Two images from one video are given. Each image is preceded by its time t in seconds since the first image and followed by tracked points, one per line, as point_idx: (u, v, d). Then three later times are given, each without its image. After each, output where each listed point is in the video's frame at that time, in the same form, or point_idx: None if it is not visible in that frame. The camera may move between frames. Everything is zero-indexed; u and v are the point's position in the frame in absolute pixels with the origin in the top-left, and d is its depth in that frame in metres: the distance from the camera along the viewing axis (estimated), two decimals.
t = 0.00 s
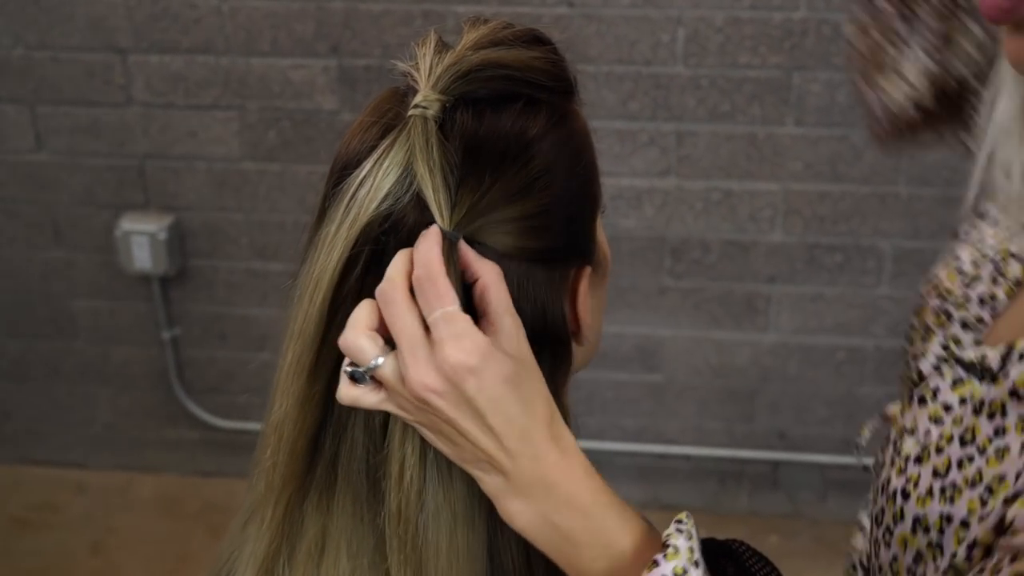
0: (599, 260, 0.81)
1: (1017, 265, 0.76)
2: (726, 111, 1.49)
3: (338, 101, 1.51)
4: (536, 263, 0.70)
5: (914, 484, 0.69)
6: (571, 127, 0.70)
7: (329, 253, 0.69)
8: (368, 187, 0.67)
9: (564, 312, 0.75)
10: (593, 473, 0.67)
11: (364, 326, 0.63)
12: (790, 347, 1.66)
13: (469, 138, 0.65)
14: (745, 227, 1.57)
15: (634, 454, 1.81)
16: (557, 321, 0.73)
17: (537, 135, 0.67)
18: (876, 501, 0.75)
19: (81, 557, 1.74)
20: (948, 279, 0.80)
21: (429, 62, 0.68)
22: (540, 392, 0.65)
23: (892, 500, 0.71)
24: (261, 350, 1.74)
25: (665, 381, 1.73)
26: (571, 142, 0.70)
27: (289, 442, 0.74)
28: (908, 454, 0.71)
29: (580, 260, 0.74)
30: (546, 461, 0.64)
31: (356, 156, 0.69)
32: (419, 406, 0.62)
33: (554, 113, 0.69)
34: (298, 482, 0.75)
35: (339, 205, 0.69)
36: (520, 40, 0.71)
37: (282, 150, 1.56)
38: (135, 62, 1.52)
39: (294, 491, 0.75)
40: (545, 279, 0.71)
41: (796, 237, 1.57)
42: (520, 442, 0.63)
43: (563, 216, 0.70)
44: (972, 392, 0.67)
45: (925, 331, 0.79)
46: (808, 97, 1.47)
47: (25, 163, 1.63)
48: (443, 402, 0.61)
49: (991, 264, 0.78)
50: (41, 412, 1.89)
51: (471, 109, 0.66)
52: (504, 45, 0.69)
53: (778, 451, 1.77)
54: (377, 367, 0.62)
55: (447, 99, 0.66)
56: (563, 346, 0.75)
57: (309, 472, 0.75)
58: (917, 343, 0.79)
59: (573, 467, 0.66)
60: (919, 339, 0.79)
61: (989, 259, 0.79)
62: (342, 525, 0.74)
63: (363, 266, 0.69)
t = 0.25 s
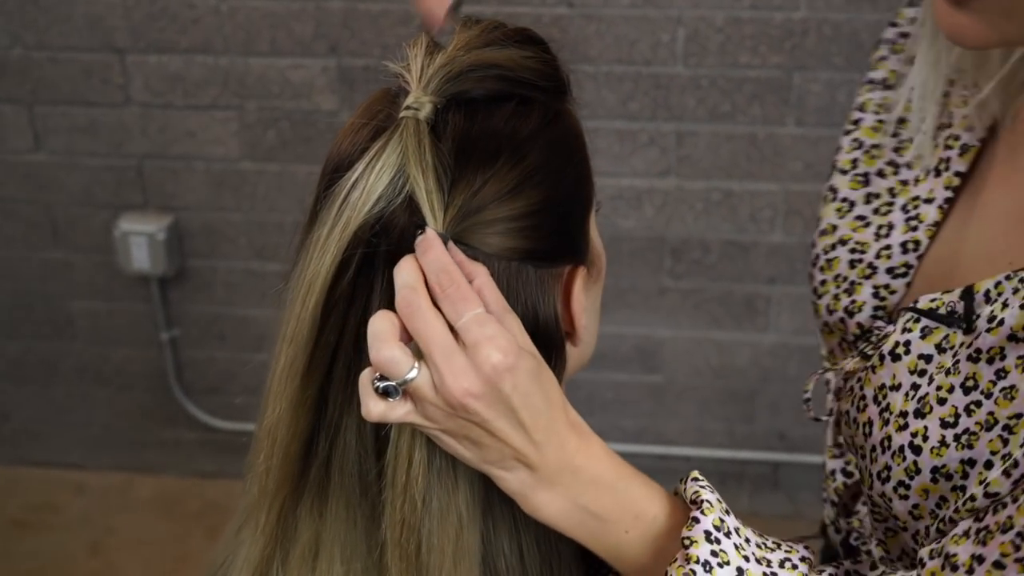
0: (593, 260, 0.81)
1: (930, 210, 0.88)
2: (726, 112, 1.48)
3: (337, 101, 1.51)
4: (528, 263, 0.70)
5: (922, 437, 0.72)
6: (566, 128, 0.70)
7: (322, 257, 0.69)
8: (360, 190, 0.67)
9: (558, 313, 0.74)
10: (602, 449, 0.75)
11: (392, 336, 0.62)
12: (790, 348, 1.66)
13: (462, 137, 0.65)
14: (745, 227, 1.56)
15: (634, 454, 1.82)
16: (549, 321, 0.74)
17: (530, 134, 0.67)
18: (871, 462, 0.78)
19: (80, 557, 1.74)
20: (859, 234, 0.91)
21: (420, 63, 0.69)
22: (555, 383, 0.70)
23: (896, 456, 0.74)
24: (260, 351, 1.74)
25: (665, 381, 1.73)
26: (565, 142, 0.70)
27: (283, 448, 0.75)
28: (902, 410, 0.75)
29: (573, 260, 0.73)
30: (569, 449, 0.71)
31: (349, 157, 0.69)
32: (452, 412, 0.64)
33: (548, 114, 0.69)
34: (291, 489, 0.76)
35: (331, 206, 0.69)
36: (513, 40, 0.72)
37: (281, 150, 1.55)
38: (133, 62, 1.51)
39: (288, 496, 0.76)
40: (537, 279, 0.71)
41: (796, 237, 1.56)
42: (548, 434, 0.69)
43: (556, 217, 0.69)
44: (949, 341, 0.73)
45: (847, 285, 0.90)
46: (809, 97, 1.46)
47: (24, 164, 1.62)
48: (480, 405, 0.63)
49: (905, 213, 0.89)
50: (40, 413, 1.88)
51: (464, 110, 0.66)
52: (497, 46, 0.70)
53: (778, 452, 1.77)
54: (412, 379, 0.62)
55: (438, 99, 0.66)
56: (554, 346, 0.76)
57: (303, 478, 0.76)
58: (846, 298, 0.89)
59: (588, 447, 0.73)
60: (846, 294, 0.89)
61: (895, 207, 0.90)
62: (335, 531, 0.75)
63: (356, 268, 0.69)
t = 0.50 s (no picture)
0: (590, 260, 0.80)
1: (895, 218, 0.87)
2: (728, 112, 1.48)
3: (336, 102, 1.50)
4: (525, 264, 0.69)
5: (930, 444, 0.71)
6: (560, 128, 0.70)
7: (316, 260, 0.69)
8: (354, 192, 0.66)
9: (553, 314, 0.74)
10: (602, 450, 0.75)
11: (392, 335, 0.60)
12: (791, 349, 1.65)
13: (457, 138, 0.65)
14: (747, 228, 1.56)
15: (636, 456, 1.82)
16: (545, 322, 0.73)
17: (524, 134, 0.67)
18: (870, 472, 0.77)
19: (78, 558, 1.74)
20: (818, 245, 0.89)
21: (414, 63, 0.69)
22: (554, 382, 0.69)
23: (900, 465, 0.73)
24: (260, 352, 1.73)
25: (666, 382, 1.73)
26: (559, 141, 0.70)
27: (276, 454, 0.75)
28: (904, 420, 0.73)
29: (570, 261, 0.73)
30: (569, 449, 0.71)
31: (342, 158, 0.69)
32: (453, 413, 0.63)
33: (542, 114, 0.69)
34: (284, 495, 0.77)
35: (325, 208, 0.69)
36: (506, 39, 0.74)
37: (280, 150, 1.55)
38: (132, 62, 1.50)
39: (282, 500, 0.77)
40: (534, 280, 0.70)
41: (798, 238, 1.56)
42: (549, 434, 0.68)
43: (554, 216, 0.69)
44: (944, 347, 0.72)
45: (815, 296, 0.88)
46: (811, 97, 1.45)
47: (22, 164, 1.61)
48: (481, 403, 0.63)
49: (867, 223, 0.87)
50: (39, 415, 1.87)
51: (459, 109, 0.66)
52: (491, 47, 0.72)
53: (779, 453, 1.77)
54: (413, 380, 0.61)
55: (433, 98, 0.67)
56: (549, 347, 0.75)
57: (297, 482, 0.77)
58: (815, 311, 0.88)
59: (588, 446, 0.73)
60: (812, 307, 0.88)
61: (852, 217, 0.88)
62: (325, 538, 0.76)
63: (349, 272, 0.68)
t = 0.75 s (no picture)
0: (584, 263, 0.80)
1: (861, 204, 0.87)
2: (726, 113, 1.47)
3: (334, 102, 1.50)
4: (519, 267, 0.69)
5: (911, 422, 0.72)
6: (552, 130, 0.71)
7: (308, 264, 0.70)
8: (348, 199, 0.68)
9: (547, 317, 0.74)
10: (602, 447, 0.75)
11: (398, 345, 0.60)
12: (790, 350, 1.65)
13: (452, 141, 0.66)
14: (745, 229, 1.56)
15: (633, 457, 1.82)
16: (538, 326, 0.73)
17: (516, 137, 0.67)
18: (852, 453, 0.77)
19: (74, 560, 1.74)
20: (786, 234, 0.88)
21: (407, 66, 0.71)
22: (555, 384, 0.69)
23: (883, 445, 0.74)
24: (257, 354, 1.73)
25: (664, 383, 1.73)
26: (553, 144, 0.70)
27: (267, 459, 0.75)
28: (884, 400, 0.74)
29: (565, 264, 0.73)
30: (571, 449, 0.71)
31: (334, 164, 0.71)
32: (459, 419, 0.63)
33: (535, 116, 0.70)
34: (276, 501, 0.77)
35: (317, 213, 0.70)
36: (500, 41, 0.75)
37: (278, 151, 1.54)
38: (129, 63, 1.50)
39: (273, 506, 0.77)
40: (528, 284, 0.70)
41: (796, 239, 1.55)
42: (552, 436, 0.68)
43: (548, 219, 0.69)
44: (920, 327, 0.73)
45: (785, 284, 0.88)
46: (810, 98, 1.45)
47: (19, 165, 1.61)
48: (488, 408, 0.63)
49: (833, 210, 0.88)
50: (35, 417, 1.87)
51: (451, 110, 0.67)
52: (484, 48, 0.73)
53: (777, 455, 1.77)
54: (422, 391, 0.60)
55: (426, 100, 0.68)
56: (544, 351, 0.75)
57: (288, 488, 0.76)
58: (786, 299, 0.88)
59: (588, 444, 0.73)
60: (784, 295, 0.88)
61: (818, 204, 0.88)
62: (316, 544, 0.76)
63: (341, 277, 0.68)
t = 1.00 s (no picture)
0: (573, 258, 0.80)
1: (837, 199, 0.87)
2: (722, 113, 1.47)
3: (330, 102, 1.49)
4: (510, 266, 0.69)
5: (902, 411, 0.72)
6: (541, 127, 0.71)
7: (297, 265, 0.69)
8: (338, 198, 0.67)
9: (537, 315, 0.74)
10: (598, 445, 0.75)
11: (393, 343, 0.59)
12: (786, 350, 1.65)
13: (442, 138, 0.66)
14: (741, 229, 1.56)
15: (629, 457, 1.82)
16: (528, 323, 0.73)
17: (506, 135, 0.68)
18: (844, 445, 0.77)
19: (70, 560, 1.74)
20: (765, 232, 0.88)
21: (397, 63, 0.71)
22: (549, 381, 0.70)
23: (874, 435, 0.74)
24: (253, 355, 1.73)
25: (660, 384, 1.73)
26: (541, 141, 0.70)
27: (256, 459, 0.75)
28: (874, 391, 0.74)
29: (553, 261, 0.73)
30: (567, 445, 0.71)
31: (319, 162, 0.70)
32: (455, 416, 0.63)
33: (526, 113, 0.70)
34: (266, 501, 0.77)
35: (305, 214, 0.69)
36: (488, 38, 0.76)
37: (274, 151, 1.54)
38: (124, 63, 1.50)
39: (262, 505, 0.77)
40: (518, 281, 0.70)
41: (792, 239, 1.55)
42: (546, 431, 0.69)
43: (537, 216, 0.69)
44: (905, 316, 0.74)
45: (766, 280, 0.89)
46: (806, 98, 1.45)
47: (14, 165, 1.60)
48: (483, 404, 0.63)
49: (810, 206, 0.88)
50: (31, 417, 1.87)
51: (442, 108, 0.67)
52: (473, 46, 0.74)
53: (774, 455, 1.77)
54: (418, 389, 0.60)
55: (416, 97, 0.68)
56: (534, 348, 0.75)
57: (278, 487, 0.76)
58: (768, 296, 0.88)
59: (584, 441, 0.73)
60: (766, 292, 0.88)
61: (795, 201, 0.88)
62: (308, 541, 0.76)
63: (331, 278, 0.68)
